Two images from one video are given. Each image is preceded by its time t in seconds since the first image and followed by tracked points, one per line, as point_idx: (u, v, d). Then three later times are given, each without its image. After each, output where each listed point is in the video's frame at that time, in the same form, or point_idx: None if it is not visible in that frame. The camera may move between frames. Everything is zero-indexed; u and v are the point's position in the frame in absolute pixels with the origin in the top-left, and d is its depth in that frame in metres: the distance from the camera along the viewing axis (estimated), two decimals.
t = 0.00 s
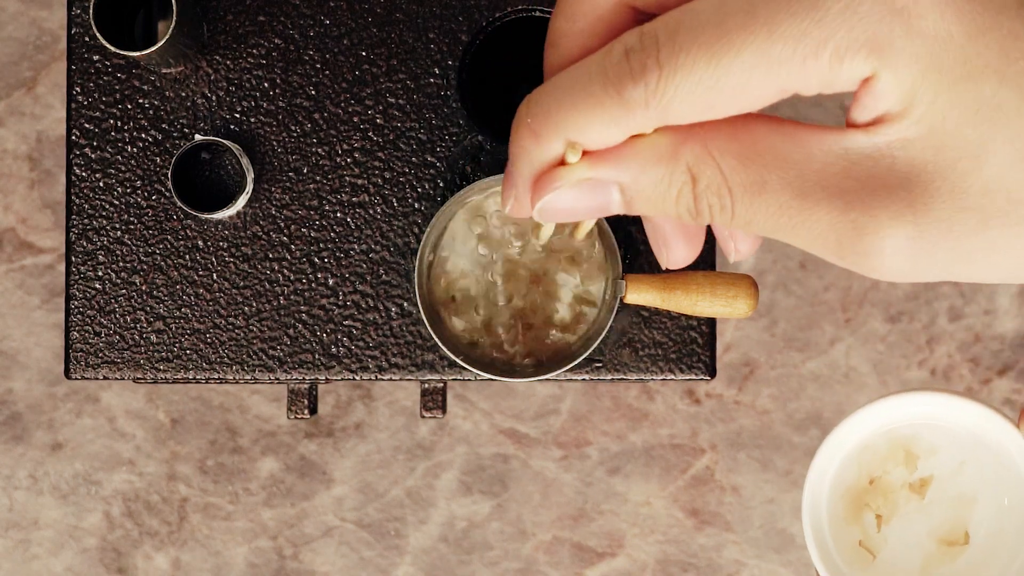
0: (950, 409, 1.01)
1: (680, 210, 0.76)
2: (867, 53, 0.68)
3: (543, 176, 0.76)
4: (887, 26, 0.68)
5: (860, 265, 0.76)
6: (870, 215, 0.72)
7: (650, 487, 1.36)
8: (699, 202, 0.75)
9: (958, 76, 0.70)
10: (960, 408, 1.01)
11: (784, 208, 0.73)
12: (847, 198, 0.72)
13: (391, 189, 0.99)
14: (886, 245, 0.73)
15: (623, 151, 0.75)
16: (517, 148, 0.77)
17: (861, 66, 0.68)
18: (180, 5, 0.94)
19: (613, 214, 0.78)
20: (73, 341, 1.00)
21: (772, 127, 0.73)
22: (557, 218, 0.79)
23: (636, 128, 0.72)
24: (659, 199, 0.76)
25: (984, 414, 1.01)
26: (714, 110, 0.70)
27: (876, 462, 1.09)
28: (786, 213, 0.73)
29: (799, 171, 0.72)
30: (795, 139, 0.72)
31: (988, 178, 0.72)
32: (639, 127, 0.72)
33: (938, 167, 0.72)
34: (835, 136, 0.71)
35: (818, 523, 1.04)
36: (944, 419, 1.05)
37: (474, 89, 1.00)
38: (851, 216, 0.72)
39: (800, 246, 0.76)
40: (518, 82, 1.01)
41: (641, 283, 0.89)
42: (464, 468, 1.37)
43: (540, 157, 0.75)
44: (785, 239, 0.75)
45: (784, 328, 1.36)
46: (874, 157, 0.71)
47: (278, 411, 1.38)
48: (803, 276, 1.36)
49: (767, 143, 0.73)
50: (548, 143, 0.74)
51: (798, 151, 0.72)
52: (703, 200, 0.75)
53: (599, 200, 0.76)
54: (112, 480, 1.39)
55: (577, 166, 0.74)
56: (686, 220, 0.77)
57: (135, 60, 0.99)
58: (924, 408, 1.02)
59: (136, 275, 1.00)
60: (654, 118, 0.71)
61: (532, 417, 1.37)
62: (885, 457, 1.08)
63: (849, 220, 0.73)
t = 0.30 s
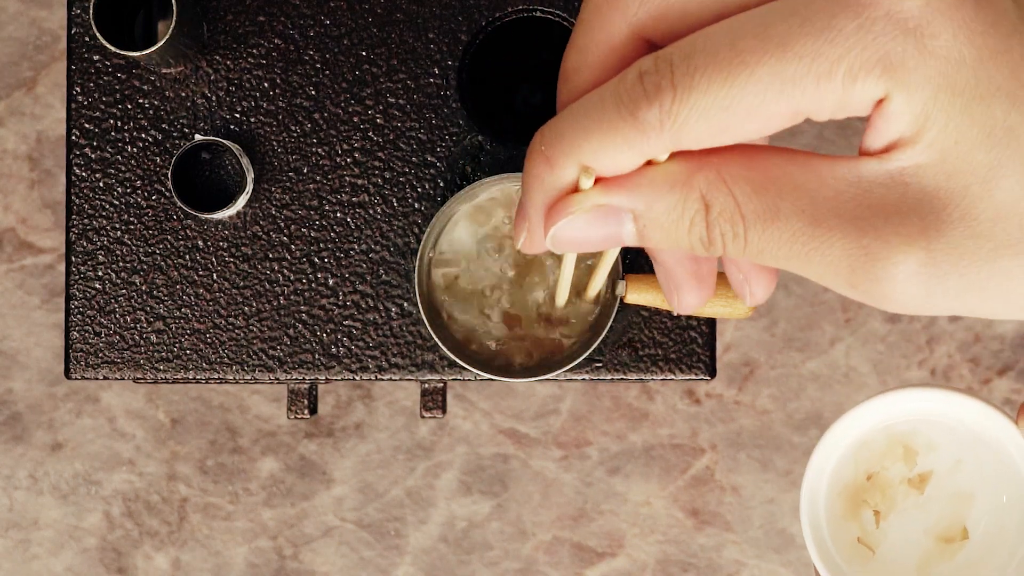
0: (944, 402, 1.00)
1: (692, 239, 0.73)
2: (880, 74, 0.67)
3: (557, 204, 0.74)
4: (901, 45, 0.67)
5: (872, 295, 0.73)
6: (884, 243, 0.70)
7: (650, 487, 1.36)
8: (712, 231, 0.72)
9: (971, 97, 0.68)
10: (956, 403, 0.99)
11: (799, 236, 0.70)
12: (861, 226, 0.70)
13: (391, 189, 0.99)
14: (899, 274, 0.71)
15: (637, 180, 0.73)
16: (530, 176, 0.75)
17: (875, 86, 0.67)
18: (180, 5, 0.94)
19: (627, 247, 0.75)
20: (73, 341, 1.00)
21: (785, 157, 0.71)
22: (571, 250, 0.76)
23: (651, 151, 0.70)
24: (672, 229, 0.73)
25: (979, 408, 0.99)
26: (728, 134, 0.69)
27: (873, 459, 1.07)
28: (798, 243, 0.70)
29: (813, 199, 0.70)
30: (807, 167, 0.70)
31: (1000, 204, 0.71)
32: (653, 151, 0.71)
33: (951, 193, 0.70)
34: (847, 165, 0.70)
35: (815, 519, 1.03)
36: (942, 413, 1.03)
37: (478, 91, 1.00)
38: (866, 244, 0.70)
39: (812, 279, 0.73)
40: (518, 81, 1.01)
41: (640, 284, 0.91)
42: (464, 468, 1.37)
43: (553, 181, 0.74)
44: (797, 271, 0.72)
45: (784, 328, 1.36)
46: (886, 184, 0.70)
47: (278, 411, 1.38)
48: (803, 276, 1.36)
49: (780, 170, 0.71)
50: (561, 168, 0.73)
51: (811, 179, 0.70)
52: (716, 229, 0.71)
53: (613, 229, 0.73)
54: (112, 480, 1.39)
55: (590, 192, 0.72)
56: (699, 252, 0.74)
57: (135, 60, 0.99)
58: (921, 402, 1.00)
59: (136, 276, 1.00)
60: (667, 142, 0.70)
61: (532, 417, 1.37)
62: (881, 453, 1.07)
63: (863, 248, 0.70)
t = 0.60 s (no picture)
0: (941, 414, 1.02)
1: (661, 219, 0.71)
2: (846, 38, 0.66)
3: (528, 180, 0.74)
4: (870, 8, 0.66)
5: (843, 279, 0.69)
6: (852, 215, 0.66)
7: (650, 487, 1.36)
8: (680, 209, 0.70)
9: (939, 63, 0.65)
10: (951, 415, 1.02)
11: (761, 214, 0.68)
12: (826, 201, 0.67)
13: (391, 189, 0.99)
14: (869, 254, 0.66)
15: (609, 152, 0.72)
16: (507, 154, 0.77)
17: (840, 51, 0.66)
18: (180, 5, 0.94)
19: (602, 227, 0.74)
20: (73, 341, 1.00)
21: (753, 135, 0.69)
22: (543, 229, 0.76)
23: (621, 119, 0.71)
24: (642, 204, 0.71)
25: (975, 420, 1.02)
26: (692, 101, 0.70)
27: (868, 468, 1.09)
28: (762, 221, 0.68)
29: (781, 176, 0.67)
30: (779, 145, 0.68)
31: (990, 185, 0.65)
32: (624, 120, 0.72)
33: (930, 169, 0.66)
34: (815, 142, 0.67)
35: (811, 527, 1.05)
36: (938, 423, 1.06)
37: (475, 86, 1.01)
38: (832, 218, 0.66)
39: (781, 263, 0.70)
40: (518, 83, 1.02)
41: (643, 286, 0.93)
42: (464, 468, 1.37)
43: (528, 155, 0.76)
44: (763, 252, 0.69)
45: (784, 328, 1.36)
46: (855, 160, 0.67)
47: (278, 411, 1.38)
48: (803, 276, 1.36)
49: (751, 148, 0.68)
50: (534, 137, 0.74)
51: (779, 156, 0.68)
52: (683, 207, 0.70)
53: (584, 203, 0.73)
54: (112, 480, 1.39)
55: (560, 163, 0.72)
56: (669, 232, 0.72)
57: (135, 60, 0.99)
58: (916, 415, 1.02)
59: (136, 276, 1.00)
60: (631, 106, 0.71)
61: (532, 417, 1.37)
62: (874, 463, 1.09)
63: (828, 222, 0.66)
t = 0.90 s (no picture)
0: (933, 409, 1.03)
1: (630, 68, 0.75)
2: None
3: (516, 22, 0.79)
4: None
5: (802, 131, 0.77)
6: (814, 56, 0.75)
7: (650, 487, 1.36)
8: (652, 57, 0.75)
9: None
10: (944, 411, 1.03)
11: (731, 59, 0.75)
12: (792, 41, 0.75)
13: (391, 189, 0.99)
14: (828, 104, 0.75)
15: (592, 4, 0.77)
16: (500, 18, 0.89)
17: None
18: (180, 5, 0.94)
19: (575, 87, 0.77)
20: (73, 341, 1.00)
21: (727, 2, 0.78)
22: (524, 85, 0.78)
23: None
24: (613, 52, 0.75)
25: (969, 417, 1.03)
26: None
27: (863, 465, 1.09)
28: (727, 62, 0.75)
29: (751, 28, 0.76)
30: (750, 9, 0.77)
31: (944, 42, 0.76)
32: None
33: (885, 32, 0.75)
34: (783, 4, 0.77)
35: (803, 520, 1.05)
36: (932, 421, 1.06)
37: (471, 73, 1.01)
38: (795, 57, 0.75)
39: (739, 112, 0.77)
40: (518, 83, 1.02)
41: (641, 285, 0.89)
42: (464, 468, 1.37)
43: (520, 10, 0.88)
44: (723, 97, 0.76)
45: (784, 328, 1.36)
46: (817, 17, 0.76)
47: (278, 411, 1.38)
48: (803, 276, 1.36)
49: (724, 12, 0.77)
50: None
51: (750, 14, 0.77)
52: (655, 52, 0.75)
53: (558, 51, 0.76)
54: (112, 480, 1.39)
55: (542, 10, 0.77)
56: (634, 92, 0.76)
57: (136, 60, 0.99)
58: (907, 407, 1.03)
59: (136, 276, 1.00)
60: None
61: (532, 417, 1.37)
62: (867, 460, 1.09)
63: (793, 62, 0.74)
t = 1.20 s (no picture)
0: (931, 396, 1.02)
1: (617, 35, 0.74)
2: None
3: None
4: None
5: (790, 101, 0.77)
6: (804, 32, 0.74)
7: (650, 487, 1.36)
8: (637, 26, 0.74)
9: None
10: (943, 399, 1.02)
11: (719, 32, 0.75)
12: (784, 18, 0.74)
13: (391, 189, 0.99)
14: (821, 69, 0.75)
15: None
16: None
17: None
18: (180, 5, 0.94)
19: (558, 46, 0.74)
20: (73, 341, 1.00)
21: None
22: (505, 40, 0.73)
23: None
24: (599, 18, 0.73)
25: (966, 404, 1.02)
26: None
27: (862, 454, 1.08)
28: (716, 36, 0.75)
29: None
30: None
31: (939, 23, 0.77)
32: None
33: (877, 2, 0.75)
34: None
35: (800, 505, 1.05)
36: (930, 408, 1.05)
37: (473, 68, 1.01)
38: (789, 30, 0.74)
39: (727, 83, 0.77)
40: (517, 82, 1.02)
41: (642, 285, 0.89)
42: (464, 468, 1.37)
43: None
44: (711, 68, 0.76)
45: (784, 328, 1.36)
46: None
47: (278, 411, 1.38)
48: (803, 276, 1.36)
49: None
50: None
51: None
52: (642, 21, 0.74)
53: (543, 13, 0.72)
54: (112, 480, 1.39)
55: None
56: (620, 57, 0.75)
57: (136, 60, 0.99)
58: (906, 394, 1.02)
59: (136, 276, 1.00)
60: None
61: (531, 417, 1.37)
62: (866, 448, 1.08)
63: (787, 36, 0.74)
